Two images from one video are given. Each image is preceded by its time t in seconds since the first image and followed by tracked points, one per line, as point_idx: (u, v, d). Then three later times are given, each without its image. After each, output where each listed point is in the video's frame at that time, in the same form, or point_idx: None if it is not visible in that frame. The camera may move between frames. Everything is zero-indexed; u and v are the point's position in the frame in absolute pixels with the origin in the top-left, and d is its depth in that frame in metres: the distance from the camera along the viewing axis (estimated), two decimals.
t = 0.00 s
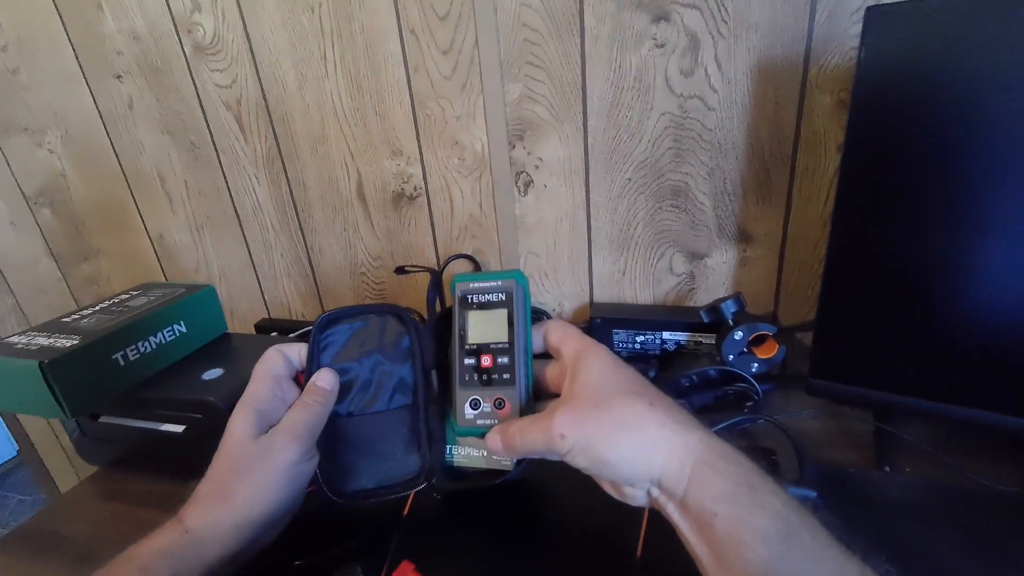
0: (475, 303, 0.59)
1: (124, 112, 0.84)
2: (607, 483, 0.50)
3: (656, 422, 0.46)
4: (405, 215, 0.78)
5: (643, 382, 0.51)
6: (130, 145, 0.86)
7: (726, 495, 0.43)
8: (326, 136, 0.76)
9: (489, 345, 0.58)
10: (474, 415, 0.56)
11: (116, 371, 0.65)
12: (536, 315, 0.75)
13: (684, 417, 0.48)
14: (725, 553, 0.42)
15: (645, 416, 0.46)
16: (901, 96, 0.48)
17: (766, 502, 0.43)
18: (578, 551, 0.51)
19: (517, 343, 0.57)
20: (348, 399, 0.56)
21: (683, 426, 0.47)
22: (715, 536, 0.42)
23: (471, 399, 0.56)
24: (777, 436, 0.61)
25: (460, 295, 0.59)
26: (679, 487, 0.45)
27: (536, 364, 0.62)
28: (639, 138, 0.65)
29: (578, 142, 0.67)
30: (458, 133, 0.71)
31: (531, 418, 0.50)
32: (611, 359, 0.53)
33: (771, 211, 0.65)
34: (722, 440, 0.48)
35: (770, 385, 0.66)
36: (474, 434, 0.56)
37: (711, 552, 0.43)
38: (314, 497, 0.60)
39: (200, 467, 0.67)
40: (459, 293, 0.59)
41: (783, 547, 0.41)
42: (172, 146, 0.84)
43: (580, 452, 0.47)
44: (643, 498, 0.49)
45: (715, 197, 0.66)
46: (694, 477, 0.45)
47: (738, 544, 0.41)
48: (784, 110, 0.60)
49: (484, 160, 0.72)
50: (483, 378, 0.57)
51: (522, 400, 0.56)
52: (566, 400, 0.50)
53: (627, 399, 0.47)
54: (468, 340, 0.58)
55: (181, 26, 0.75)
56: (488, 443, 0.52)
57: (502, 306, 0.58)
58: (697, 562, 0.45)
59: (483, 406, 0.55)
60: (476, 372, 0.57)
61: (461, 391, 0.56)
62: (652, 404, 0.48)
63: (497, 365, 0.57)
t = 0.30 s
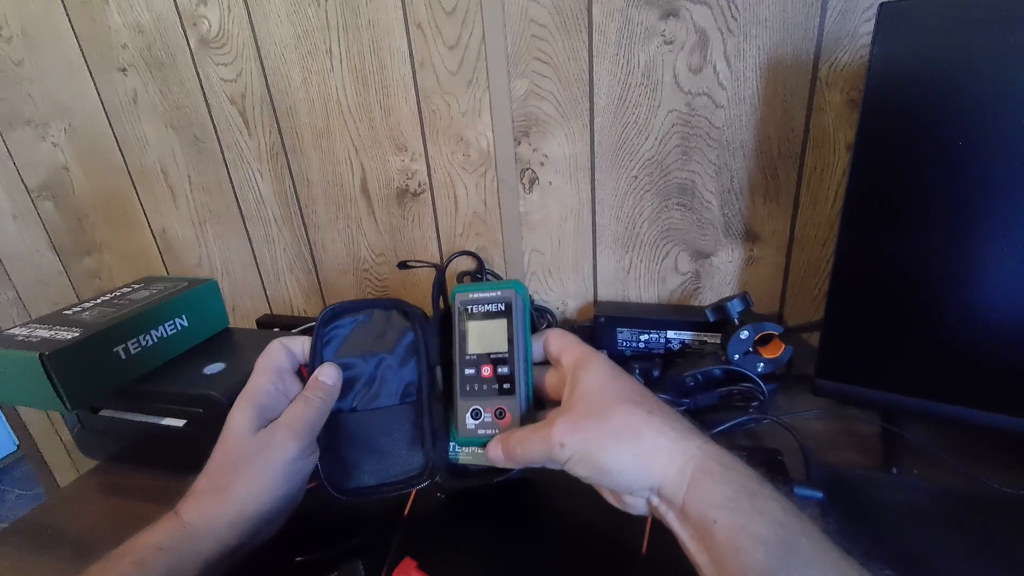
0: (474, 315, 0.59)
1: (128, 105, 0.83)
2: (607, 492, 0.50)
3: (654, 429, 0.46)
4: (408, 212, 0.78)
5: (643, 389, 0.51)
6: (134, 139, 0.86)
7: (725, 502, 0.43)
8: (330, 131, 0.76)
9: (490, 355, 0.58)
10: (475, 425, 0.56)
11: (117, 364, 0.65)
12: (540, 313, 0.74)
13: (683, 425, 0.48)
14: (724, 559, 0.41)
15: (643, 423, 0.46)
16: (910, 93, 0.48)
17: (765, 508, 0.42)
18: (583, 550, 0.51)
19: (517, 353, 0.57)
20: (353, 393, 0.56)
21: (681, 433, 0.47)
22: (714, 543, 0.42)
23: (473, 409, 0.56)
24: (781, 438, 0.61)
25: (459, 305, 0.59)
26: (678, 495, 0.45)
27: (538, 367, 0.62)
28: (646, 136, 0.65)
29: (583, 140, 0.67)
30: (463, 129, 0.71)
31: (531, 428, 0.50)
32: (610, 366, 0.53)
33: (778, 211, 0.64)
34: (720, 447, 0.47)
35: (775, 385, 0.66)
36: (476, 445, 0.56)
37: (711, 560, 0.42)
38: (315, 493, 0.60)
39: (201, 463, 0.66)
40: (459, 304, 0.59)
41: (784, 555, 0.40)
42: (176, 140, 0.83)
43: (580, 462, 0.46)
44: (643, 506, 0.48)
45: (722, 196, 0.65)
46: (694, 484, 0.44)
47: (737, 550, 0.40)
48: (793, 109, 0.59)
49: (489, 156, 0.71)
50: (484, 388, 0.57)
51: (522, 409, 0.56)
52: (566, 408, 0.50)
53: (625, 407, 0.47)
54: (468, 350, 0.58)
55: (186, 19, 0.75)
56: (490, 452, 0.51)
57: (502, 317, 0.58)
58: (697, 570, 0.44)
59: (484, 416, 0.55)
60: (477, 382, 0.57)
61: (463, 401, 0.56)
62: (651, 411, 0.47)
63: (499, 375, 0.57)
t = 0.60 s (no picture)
0: (473, 313, 0.58)
1: (122, 106, 0.83)
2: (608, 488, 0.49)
3: (654, 426, 0.46)
4: (406, 208, 0.77)
5: (643, 384, 0.50)
6: (130, 140, 0.85)
7: (727, 498, 0.42)
8: (326, 128, 0.75)
9: (490, 353, 0.57)
10: (475, 423, 0.55)
11: (114, 365, 0.65)
12: (540, 309, 0.73)
13: (684, 420, 0.47)
14: (727, 555, 0.41)
15: (643, 420, 0.46)
16: (911, 78, 0.47)
17: (768, 503, 0.42)
18: (584, 545, 0.52)
19: (517, 351, 0.56)
20: (353, 389, 0.55)
21: (682, 429, 0.46)
22: (717, 539, 0.42)
23: (472, 407, 0.56)
24: (783, 430, 0.61)
25: (458, 304, 0.59)
26: (680, 490, 0.44)
27: (540, 364, 0.61)
28: (645, 128, 0.64)
29: (581, 133, 0.66)
30: (460, 125, 0.70)
31: (532, 423, 0.49)
32: (610, 361, 0.52)
33: (779, 201, 0.64)
34: (722, 441, 0.47)
35: (777, 378, 0.66)
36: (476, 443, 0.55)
37: (714, 556, 0.42)
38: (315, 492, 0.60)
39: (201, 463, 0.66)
40: (458, 302, 0.59)
41: (786, 552, 0.40)
42: (171, 140, 0.83)
43: (580, 459, 0.46)
44: (645, 501, 0.48)
45: (721, 188, 0.65)
46: (694, 480, 0.44)
47: (739, 546, 0.41)
48: (792, 99, 0.59)
49: (486, 152, 0.71)
50: (483, 386, 0.56)
51: (522, 407, 0.55)
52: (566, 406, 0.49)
53: (625, 403, 0.47)
54: (468, 348, 0.58)
55: (180, 18, 0.74)
56: (490, 450, 0.51)
57: (502, 315, 0.58)
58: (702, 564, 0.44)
59: (484, 414, 0.55)
60: (476, 380, 0.57)
61: (463, 399, 0.56)
62: (651, 407, 0.47)
63: (498, 373, 0.56)
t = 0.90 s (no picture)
0: (475, 307, 0.58)
1: (120, 110, 0.83)
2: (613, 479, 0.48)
3: (654, 414, 0.45)
4: (406, 203, 0.77)
5: (644, 373, 0.50)
6: (128, 144, 0.85)
7: (731, 486, 0.41)
8: (323, 125, 0.75)
9: (494, 346, 0.57)
10: (482, 416, 0.55)
11: (118, 368, 0.65)
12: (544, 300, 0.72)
13: (684, 408, 0.46)
14: (734, 545, 0.40)
15: (643, 408, 0.45)
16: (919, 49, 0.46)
17: (774, 490, 0.41)
18: (587, 537, 0.50)
19: (520, 343, 0.56)
20: (358, 386, 0.55)
21: (683, 418, 0.45)
22: (723, 528, 0.40)
23: (479, 401, 0.56)
24: (795, 415, 0.60)
25: (462, 298, 0.58)
26: (683, 479, 0.43)
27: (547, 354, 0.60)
28: (645, 112, 0.63)
29: (580, 121, 0.66)
30: (457, 117, 0.70)
31: (534, 414, 0.49)
32: (611, 350, 0.52)
33: (783, 183, 0.63)
34: (725, 430, 0.46)
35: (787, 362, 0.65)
36: (484, 436, 0.56)
37: (722, 545, 0.41)
38: (324, 489, 0.60)
39: (209, 464, 0.66)
40: (461, 297, 0.58)
41: (794, 538, 0.38)
42: (169, 142, 0.83)
43: (581, 450, 0.45)
44: (650, 492, 0.47)
45: (725, 171, 0.64)
46: (697, 468, 0.43)
47: (745, 535, 0.39)
48: (794, 78, 0.58)
49: (485, 143, 0.70)
50: (489, 380, 0.56)
51: (527, 399, 0.55)
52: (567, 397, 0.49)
53: (625, 393, 0.46)
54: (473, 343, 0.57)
55: (173, 20, 0.74)
56: (495, 443, 0.50)
57: (504, 308, 0.57)
58: (710, 556, 0.43)
59: (490, 407, 0.55)
60: (481, 375, 0.56)
61: (470, 393, 0.56)
62: (651, 396, 0.46)
63: (502, 366, 0.56)
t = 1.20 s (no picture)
0: (477, 310, 0.60)
1: (125, 103, 0.83)
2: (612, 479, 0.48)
3: (645, 411, 0.44)
4: (411, 197, 0.76)
5: (641, 371, 0.49)
6: (134, 138, 0.85)
7: (726, 488, 0.40)
8: (328, 118, 0.74)
9: (495, 348, 0.58)
10: (486, 417, 0.57)
11: (125, 361, 0.65)
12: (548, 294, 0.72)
13: (678, 406, 0.45)
14: (731, 548, 0.39)
15: (634, 405, 0.45)
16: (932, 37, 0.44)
17: (776, 489, 0.41)
18: (586, 535, 0.49)
19: (519, 344, 0.57)
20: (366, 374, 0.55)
21: (677, 417, 0.44)
22: (719, 531, 0.40)
23: (482, 402, 0.57)
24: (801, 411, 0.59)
25: (463, 302, 0.60)
26: (675, 478, 0.42)
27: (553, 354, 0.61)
28: (652, 103, 0.62)
29: (586, 113, 0.65)
30: (462, 109, 0.69)
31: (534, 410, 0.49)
32: (609, 348, 0.52)
33: (792, 175, 0.62)
34: (723, 429, 0.45)
35: (794, 358, 0.65)
36: (489, 436, 0.57)
37: (718, 547, 0.40)
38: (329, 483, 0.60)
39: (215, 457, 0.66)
40: (464, 301, 0.60)
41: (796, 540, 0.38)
42: (174, 136, 0.83)
43: (574, 449, 0.46)
44: (648, 491, 0.46)
45: (732, 163, 0.63)
46: (690, 468, 0.42)
47: (744, 538, 0.39)
48: (804, 68, 0.57)
49: (490, 136, 0.70)
50: (491, 381, 0.58)
51: (529, 400, 0.56)
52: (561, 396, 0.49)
53: (616, 390, 0.46)
54: (475, 345, 0.59)
55: (177, 12, 0.74)
56: (495, 444, 0.52)
57: (503, 309, 0.58)
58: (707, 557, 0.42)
59: (493, 408, 0.57)
60: (484, 376, 0.58)
61: (473, 394, 0.58)
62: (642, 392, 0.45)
63: (503, 367, 0.57)
